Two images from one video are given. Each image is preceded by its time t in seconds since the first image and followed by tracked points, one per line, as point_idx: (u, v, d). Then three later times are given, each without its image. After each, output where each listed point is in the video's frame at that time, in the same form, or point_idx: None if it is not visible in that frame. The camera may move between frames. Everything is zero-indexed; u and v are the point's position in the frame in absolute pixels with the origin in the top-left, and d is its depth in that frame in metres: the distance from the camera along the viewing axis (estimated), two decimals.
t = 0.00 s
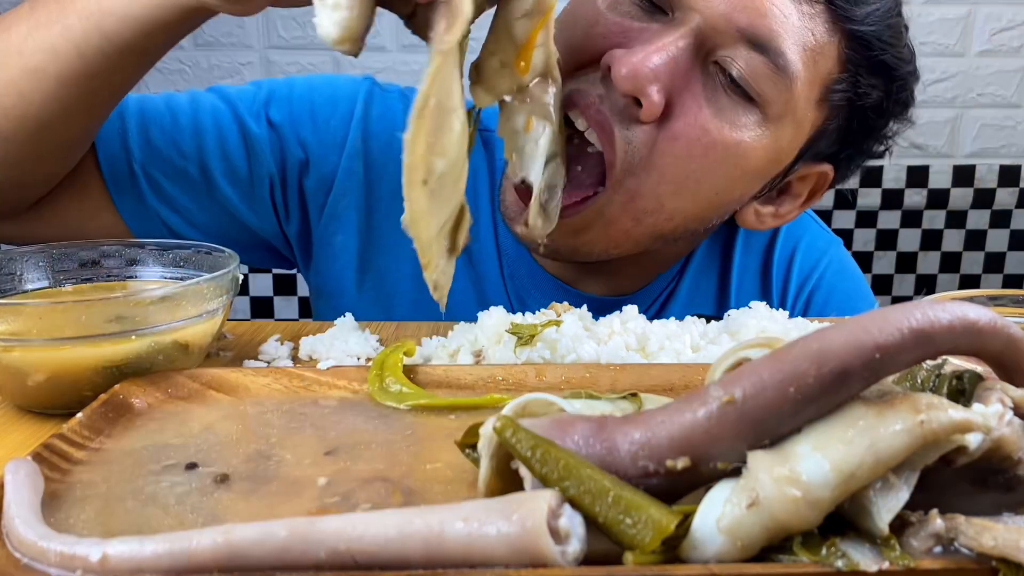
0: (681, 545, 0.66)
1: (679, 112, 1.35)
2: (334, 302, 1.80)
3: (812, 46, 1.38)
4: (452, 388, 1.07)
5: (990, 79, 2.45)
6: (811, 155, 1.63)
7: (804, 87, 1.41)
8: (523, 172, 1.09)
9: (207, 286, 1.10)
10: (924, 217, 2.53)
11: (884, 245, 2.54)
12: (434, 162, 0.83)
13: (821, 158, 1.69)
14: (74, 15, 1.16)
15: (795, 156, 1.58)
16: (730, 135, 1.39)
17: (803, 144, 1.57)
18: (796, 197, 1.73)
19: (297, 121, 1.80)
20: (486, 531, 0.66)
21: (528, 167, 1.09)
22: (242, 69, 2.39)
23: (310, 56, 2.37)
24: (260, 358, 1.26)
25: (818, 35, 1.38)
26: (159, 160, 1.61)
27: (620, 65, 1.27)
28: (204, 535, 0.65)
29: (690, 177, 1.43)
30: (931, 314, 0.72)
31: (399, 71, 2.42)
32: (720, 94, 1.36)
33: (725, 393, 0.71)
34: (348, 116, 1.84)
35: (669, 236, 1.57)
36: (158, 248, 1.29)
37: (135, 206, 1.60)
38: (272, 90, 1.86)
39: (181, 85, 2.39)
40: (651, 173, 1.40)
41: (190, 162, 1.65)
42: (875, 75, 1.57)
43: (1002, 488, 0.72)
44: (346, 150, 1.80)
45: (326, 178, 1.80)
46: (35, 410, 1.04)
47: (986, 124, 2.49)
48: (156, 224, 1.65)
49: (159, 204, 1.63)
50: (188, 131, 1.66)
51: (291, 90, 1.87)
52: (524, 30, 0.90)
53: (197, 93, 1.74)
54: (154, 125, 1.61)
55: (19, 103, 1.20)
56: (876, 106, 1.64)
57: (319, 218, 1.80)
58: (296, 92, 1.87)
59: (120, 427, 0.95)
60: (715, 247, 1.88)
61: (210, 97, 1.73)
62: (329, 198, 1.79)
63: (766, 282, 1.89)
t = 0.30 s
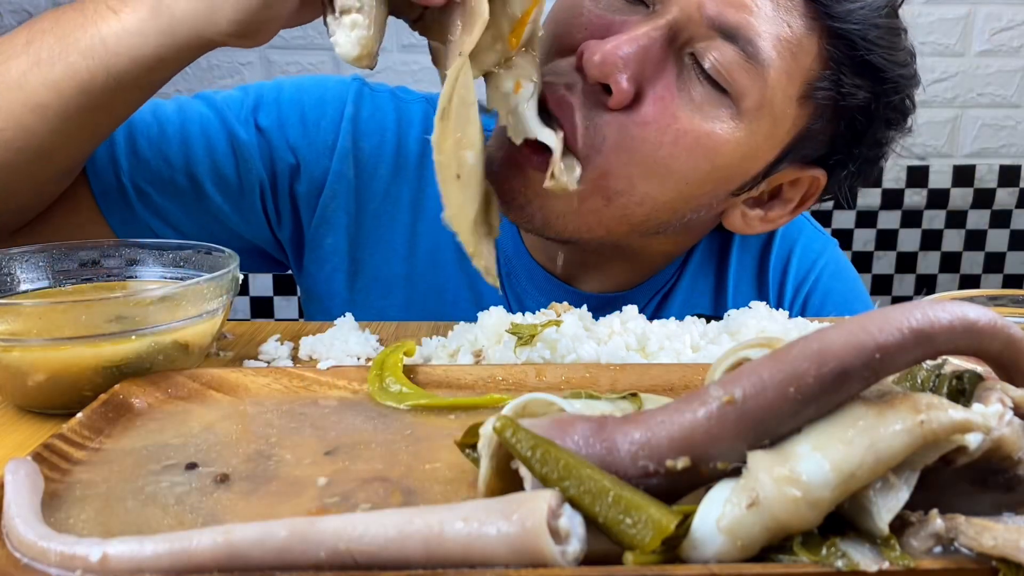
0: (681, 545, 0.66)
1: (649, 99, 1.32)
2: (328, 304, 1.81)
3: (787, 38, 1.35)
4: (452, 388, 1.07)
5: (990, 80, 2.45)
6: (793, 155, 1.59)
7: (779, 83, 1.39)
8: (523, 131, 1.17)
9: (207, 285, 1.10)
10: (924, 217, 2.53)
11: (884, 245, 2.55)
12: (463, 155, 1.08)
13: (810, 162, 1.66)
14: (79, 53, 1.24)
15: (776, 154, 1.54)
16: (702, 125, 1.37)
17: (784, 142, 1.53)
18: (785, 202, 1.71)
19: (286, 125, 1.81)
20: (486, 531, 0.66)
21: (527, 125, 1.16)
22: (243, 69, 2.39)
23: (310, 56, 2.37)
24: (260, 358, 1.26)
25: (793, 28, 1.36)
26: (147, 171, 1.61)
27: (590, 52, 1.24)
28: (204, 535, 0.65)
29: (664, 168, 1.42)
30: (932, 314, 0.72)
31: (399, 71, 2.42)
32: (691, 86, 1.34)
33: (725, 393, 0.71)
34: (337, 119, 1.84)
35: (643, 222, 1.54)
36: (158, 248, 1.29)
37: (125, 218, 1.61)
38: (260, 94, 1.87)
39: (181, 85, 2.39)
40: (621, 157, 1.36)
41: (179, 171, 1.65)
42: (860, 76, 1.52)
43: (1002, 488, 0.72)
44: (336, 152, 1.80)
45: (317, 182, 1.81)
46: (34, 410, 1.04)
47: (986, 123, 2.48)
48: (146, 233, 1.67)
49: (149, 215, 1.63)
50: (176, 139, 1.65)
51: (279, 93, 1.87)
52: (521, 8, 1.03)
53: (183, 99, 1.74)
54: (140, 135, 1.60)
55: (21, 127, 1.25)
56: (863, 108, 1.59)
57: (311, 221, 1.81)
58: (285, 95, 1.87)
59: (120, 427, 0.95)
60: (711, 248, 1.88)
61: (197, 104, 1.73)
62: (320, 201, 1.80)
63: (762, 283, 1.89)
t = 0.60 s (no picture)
0: (681, 545, 0.66)
1: (636, 89, 1.33)
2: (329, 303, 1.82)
3: (769, 20, 1.36)
4: (452, 388, 1.07)
5: (990, 79, 2.44)
6: (784, 137, 1.61)
7: (766, 63, 1.39)
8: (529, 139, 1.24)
9: (207, 285, 1.11)
10: (924, 217, 2.53)
11: (883, 245, 2.55)
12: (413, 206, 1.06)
13: (803, 141, 1.66)
14: (70, 71, 1.25)
15: (767, 134, 1.55)
16: (693, 110, 1.37)
17: (774, 123, 1.54)
18: (783, 183, 1.71)
19: (283, 131, 1.82)
20: (486, 531, 0.66)
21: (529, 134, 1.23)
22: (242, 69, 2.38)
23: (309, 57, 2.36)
24: (260, 358, 1.26)
25: (773, 10, 1.37)
26: (146, 179, 1.62)
27: (574, 47, 1.28)
28: (204, 535, 0.65)
29: (658, 157, 1.42)
30: (932, 314, 0.72)
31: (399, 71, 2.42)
32: (680, 70, 1.35)
33: (725, 393, 0.71)
34: (336, 124, 1.85)
35: (641, 215, 1.55)
36: (158, 248, 1.29)
37: (125, 225, 1.63)
38: (257, 99, 1.87)
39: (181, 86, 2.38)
40: (615, 149, 1.38)
41: (178, 180, 1.67)
42: (844, 51, 1.53)
43: (1002, 488, 0.72)
44: (334, 157, 1.81)
45: (316, 186, 1.81)
46: (34, 410, 1.04)
47: (986, 123, 2.48)
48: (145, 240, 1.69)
49: (148, 223, 1.66)
50: (174, 148, 1.66)
51: (277, 98, 1.87)
52: (512, 62, 1.08)
53: (182, 106, 1.75)
54: (139, 145, 1.61)
55: (16, 143, 1.26)
56: (850, 83, 1.59)
57: (310, 226, 1.82)
58: (283, 100, 1.87)
59: (120, 427, 0.95)
60: (710, 245, 1.87)
61: (195, 111, 1.73)
62: (318, 206, 1.81)
63: (762, 281, 1.89)
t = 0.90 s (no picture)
0: (681, 545, 0.66)
1: (635, 84, 1.33)
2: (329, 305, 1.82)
3: (760, 9, 1.36)
4: (452, 388, 1.07)
5: (990, 79, 2.45)
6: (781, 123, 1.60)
7: (761, 50, 1.38)
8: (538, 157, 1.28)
9: (207, 285, 1.11)
10: (924, 217, 2.53)
11: (884, 245, 2.55)
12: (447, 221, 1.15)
13: (798, 126, 1.66)
14: (78, 84, 1.27)
15: (764, 121, 1.54)
16: (691, 103, 1.37)
17: (772, 109, 1.53)
18: (780, 167, 1.70)
19: (284, 137, 1.82)
20: (486, 531, 0.66)
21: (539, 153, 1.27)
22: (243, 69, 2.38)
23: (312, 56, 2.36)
24: (260, 358, 1.26)
25: None
26: (149, 188, 1.63)
27: (571, 47, 1.30)
28: (204, 535, 0.65)
29: (659, 153, 1.42)
30: (932, 314, 0.72)
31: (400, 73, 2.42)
32: (676, 62, 1.34)
33: (725, 393, 0.71)
34: (335, 128, 1.85)
35: (644, 213, 1.56)
36: (158, 248, 1.29)
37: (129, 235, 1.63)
38: (257, 106, 1.87)
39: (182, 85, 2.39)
40: (617, 146, 1.38)
41: (181, 188, 1.67)
42: (834, 34, 1.53)
43: (1002, 488, 0.72)
44: (335, 162, 1.81)
45: (318, 191, 1.81)
46: (34, 410, 1.04)
47: (986, 123, 2.48)
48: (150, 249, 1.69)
49: (152, 232, 1.66)
50: (177, 156, 1.67)
51: (277, 105, 1.88)
52: (524, 86, 1.09)
53: (183, 114, 1.75)
54: (142, 154, 1.62)
55: (21, 155, 1.27)
56: (843, 66, 1.58)
57: (312, 230, 1.82)
58: (283, 106, 1.87)
59: (120, 428, 0.95)
60: (708, 243, 1.88)
61: (197, 119, 1.74)
62: (320, 211, 1.81)
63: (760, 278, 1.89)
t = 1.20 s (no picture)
0: (681, 545, 0.66)
1: (624, 91, 1.32)
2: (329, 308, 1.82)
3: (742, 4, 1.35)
4: (452, 388, 1.07)
5: (990, 79, 2.45)
6: (773, 114, 1.60)
7: (747, 44, 1.38)
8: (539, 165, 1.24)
9: (207, 286, 1.11)
10: (924, 217, 2.53)
11: (883, 245, 2.55)
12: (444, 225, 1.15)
13: (791, 113, 1.66)
14: (74, 92, 1.26)
15: (755, 114, 1.54)
16: (683, 104, 1.37)
17: (760, 102, 1.52)
18: (774, 156, 1.71)
19: (282, 144, 1.82)
20: (486, 531, 0.66)
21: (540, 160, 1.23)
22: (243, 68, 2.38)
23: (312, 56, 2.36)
24: (260, 358, 1.26)
25: None
26: (148, 198, 1.63)
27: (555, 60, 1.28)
28: (204, 535, 0.65)
29: (654, 154, 1.42)
30: (932, 314, 0.72)
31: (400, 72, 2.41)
32: (663, 64, 1.34)
33: (725, 393, 0.71)
34: (333, 135, 1.84)
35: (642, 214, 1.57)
36: (158, 248, 1.29)
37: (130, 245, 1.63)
38: (255, 113, 1.87)
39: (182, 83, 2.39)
40: (612, 151, 1.38)
41: (180, 198, 1.67)
42: (819, 21, 1.53)
43: (1002, 488, 0.72)
44: (334, 168, 1.81)
45: (317, 197, 1.81)
46: (34, 410, 1.04)
47: (986, 123, 2.48)
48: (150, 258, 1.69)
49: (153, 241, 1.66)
50: (176, 166, 1.67)
51: (274, 112, 1.88)
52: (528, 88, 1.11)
53: (180, 122, 1.75)
54: (140, 165, 1.62)
55: (19, 163, 1.27)
56: (829, 52, 1.58)
57: (312, 236, 1.82)
58: (281, 113, 1.87)
59: (119, 428, 0.95)
60: (707, 242, 1.87)
61: (195, 128, 1.74)
62: (320, 217, 1.81)
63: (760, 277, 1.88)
